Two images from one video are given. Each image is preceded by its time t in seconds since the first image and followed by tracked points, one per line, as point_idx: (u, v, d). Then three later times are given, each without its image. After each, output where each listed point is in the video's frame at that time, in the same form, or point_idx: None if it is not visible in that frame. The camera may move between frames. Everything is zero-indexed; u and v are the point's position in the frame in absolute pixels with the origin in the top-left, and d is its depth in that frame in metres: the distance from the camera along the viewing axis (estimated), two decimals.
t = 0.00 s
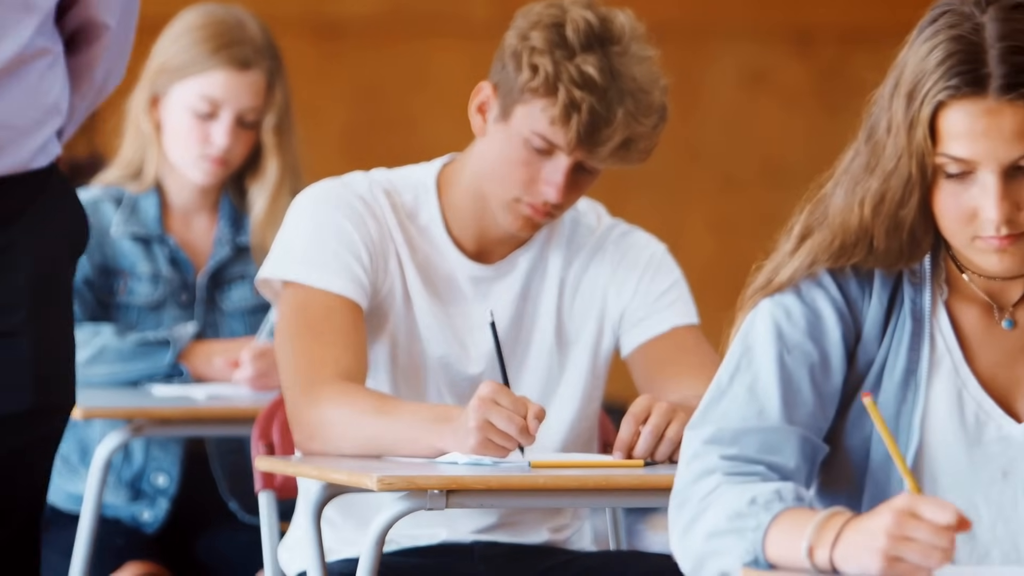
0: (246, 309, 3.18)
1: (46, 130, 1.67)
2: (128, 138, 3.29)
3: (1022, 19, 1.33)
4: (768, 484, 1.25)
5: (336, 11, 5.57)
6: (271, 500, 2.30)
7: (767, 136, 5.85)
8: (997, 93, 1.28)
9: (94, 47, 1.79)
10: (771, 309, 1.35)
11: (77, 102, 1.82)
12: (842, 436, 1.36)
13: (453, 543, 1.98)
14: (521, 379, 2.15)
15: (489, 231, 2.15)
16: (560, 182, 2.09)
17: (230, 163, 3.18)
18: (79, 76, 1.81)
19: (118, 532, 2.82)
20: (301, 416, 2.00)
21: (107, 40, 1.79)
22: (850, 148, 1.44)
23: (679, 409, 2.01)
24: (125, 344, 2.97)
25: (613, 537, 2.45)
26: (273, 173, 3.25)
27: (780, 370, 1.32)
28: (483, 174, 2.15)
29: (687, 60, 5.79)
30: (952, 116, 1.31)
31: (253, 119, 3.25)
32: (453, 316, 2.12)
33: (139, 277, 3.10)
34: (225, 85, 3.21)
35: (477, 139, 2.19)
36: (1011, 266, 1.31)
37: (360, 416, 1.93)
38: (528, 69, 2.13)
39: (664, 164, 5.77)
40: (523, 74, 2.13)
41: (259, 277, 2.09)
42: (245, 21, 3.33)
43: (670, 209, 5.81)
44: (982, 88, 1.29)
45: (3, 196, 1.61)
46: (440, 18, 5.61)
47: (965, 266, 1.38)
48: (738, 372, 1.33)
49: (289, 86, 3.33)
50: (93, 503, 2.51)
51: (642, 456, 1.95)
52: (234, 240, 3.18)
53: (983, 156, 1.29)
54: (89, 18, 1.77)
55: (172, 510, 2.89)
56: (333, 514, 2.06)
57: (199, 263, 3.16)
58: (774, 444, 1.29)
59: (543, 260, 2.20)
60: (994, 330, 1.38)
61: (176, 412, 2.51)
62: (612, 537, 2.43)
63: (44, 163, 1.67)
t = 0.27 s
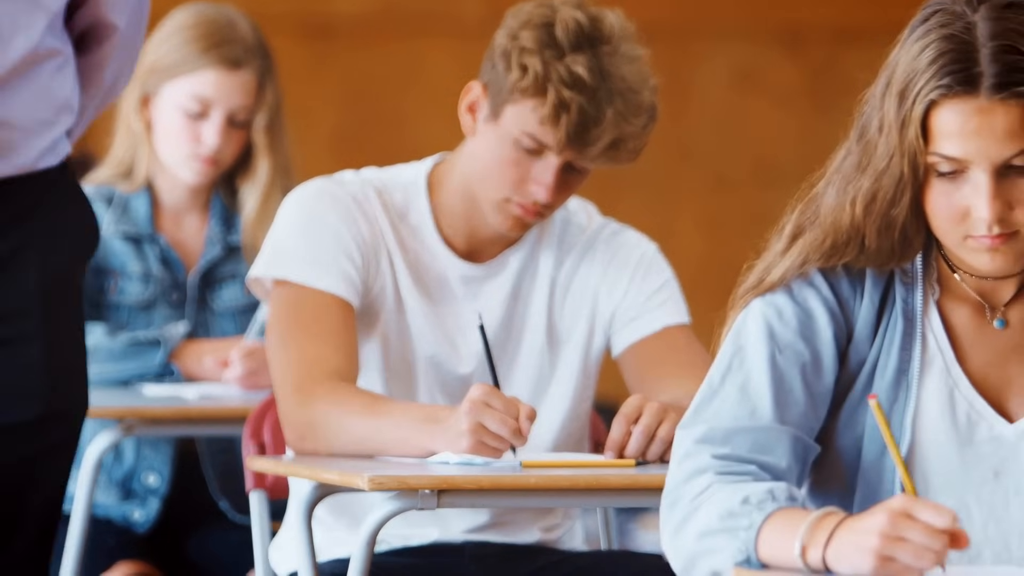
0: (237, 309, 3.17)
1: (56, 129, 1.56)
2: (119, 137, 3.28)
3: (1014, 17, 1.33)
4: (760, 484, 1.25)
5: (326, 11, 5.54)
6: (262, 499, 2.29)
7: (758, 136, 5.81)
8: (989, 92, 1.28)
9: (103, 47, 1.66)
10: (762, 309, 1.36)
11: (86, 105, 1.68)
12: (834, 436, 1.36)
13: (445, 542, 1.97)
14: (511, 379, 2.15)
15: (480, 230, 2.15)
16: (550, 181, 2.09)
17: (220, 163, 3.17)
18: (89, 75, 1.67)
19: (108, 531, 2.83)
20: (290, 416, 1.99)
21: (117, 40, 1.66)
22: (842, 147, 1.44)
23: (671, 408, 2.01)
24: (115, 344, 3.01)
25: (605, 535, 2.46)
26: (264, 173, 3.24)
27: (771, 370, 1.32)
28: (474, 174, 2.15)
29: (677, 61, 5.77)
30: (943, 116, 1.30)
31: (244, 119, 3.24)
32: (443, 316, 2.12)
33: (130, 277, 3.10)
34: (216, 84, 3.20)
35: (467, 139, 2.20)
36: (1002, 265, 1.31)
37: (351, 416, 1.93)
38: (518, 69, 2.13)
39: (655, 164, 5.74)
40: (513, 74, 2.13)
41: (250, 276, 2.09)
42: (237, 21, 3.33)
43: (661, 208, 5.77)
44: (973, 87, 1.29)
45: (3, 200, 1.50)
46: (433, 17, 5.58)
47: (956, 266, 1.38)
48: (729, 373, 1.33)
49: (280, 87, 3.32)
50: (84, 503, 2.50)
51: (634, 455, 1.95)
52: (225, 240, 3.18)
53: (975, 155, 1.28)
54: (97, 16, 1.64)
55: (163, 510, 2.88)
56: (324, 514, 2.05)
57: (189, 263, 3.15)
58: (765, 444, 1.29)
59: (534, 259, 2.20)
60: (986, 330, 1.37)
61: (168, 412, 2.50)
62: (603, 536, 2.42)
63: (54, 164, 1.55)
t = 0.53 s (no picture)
0: (227, 308, 3.16)
1: (66, 125, 1.56)
2: (108, 137, 3.28)
3: (1001, 15, 1.33)
4: (750, 484, 1.25)
5: (316, 10, 5.53)
6: (252, 499, 2.27)
7: (747, 135, 5.80)
8: (976, 90, 1.28)
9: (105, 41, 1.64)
10: (752, 309, 1.36)
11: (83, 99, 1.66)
12: (824, 436, 1.37)
13: (435, 542, 1.97)
14: (500, 379, 2.14)
15: (469, 229, 2.15)
16: (537, 181, 2.09)
17: (209, 162, 3.17)
18: (91, 69, 1.65)
19: (98, 531, 2.84)
20: (279, 415, 1.98)
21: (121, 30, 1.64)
22: (832, 147, 1.44)
23: (661, 408, 2.01)
24: (105, 343, 3.04)
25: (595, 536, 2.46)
26: (252, 172, 3.24)
27: (760, 370, 1.32)
28: (463, 173, 2.15)
29: (667, 60, 5.77)
30: (931, 114, 1.30)
31: (232, 118, 3.23)
32: (432, 315, 2.11)
33: (119, 276, 3.10)
34: (205, 84, 3.19)
35: (455, 139, 2.20)
36: (991, 263, 1.31)
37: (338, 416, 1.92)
38: (505, 68, 2.13)
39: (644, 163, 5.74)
40: (500, 74, 2.13)
41: (239, 275, 2.08)
42: (225, 21, 3.32)
43: (650, 207, 5.76)
44: (961, 85, 1.29)
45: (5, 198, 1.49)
46: (422, 15, 5.57)
47: (945, 265, 1.37)
48: (718, 373, 1.33)
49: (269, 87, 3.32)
50: (74, 502, 2.50)
51: (623, 455, 1.95)
52: (214, 240, 3.18)
53: (962, 154, 1.28)
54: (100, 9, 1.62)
55: (152, 509, 2.88)
56: (314, 514, 2.05)
57: (178, 262, 3.14)
58: (755, 445, 1.29)
59: (523, 257, 2.20)
60: (976, 330, 1.37)
61: (157, 412, 2.50)
62: (593, 536, 2.43)
63: (64, 160, 1.55)
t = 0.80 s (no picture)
0: (215, 308, 3.16)
1: (66, 127, 1.49)
2: (96, 137, 3.27)
3: (985, 14, 1.34)
4: (737, 484, 1.25)
5: (304, 10, 5.52)
6: (239, 498, 2.25)
7: (735, 135, 5.80)
8: (961, 88, 1.28)
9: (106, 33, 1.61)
10: (739, 309, 1.36)
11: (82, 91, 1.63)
12: (811, 436, 1.37)
13: (423, 542, 1.97)
14: (488, 379, 2.14)
15: (457, 229, 2.15)
16: (525, 181, 2.09)
17: (197, 162, 3.16)
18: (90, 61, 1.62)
19: (86, 530, 2.85)
20: (266, 415, 1.98)
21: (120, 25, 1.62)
22: (817, 147, 1.44)
23: (649, 408, 2.01)
24: (93, 343, 3.07)
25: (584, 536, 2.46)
26: (240, 172, 3.23)
27: (747, 369, 1.33)
28: (451, 173, 2.15)
29: (656, 60, 5.77)
30: (916, 112, 1.30)
31: (220, 118, 3.22)
32: (421, 315, 2.11)
33: (106, 277, 3.10)
34: (192, 84, 3.17)
35: (444, 139, 2.20)
36: (978, 261, 1.30)
37: (325, 416, 1.92)
38: (493, 68, 2.13)
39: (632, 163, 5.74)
40: (488, 74, 2.13)
41: (227, 275, 2.08)
42: (213, 20, 3.30)
43: (639, 206, 5.76)
44: (945, 83, 1.28)
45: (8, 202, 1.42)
46: (411, 16, 5.57)
47: (932, 265, 1.38)
48: (707, 373, 1.33)
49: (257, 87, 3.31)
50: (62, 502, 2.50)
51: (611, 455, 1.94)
52: (202, 239, 3.17)
53: (947, 151, 1.28)
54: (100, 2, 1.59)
55: (140, 509, 2.87)
56: (302, 513, 2.05)
57: (166, 261, 3.14)
58: (742, 444, 1.30)
59: (512, 256, 2.20)
60: (962, 329, 1.38)
61: (144, 412, 2.49)
62: (580, 536, 2.43)
63: (65, 162, 1.49)
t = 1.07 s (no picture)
0: (203, 308, 3.15)
1: (64, 128, 1.51)
2: (84, 136, 3.26)
3: (972, 12, 1.34)
4: (726, 483, 1.25)
5: (293, 10, 5.51)
6: (228, 499, 2.24)
7: (724, 135, 5.80)
8: (948, 86, 1.28)
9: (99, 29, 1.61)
10: (727, 308, 1.36)
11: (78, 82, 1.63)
12: (800, 435, 1.38)
13: (412, 541, 1.96)
14: (476, 378, 2.14)
15: (446, 228, 2.15)
16: (514, 180, 2.10)
17: (186, 162, 3.16)
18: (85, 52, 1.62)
19: (75, 530, 2.85)
20: (255, 414, 1.98)
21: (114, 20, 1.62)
22: (805, 146, 1.44)
23: (637, 408, 2.01)
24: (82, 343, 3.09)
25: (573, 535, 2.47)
26: (229, 172, 3.22)
27: (735, 368, 1.33)
28: (440, 172, 2.15)
29: (644, 59, 5.77)
30: (903, 110, 1.30)
31: (208, 117, 3.21)
32: (410, 314, 2.11)
33: (95, 276, 3.10)
34: (180, 83, 3.17)
35: (433, 139, 2.20)
36: (966, 260, 1.31)
37: (313, 415, 1.92)
38: (482, 68, 2.13)
39: (621, 163, 5.74)
40: (477, 74, 2.13)
41: (216, 274, 2.08)
42: (202, 20, 3.30)
43: (629, 206, 5.76)
44: (932, 81, 1.29)
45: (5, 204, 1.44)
46: (400, 16, 5.57)
47: (921, 263, 1.38)
48: (695, 372, 1.34)
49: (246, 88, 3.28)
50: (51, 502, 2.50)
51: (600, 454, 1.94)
52: (190, 238, 3.17)
53: (935, 150, 1.28)
54: None
55: (128, 509, 2.86)
56: (290, 513, 2.05)
57: (155, 260, 3.14)
58: (729, 442, 1.30)
59: (501, 255, 2.20)
60: (951, 329, 1.38)
61: (133, 412, 2.49)
62: (569, 535, 2.43)
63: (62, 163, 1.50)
